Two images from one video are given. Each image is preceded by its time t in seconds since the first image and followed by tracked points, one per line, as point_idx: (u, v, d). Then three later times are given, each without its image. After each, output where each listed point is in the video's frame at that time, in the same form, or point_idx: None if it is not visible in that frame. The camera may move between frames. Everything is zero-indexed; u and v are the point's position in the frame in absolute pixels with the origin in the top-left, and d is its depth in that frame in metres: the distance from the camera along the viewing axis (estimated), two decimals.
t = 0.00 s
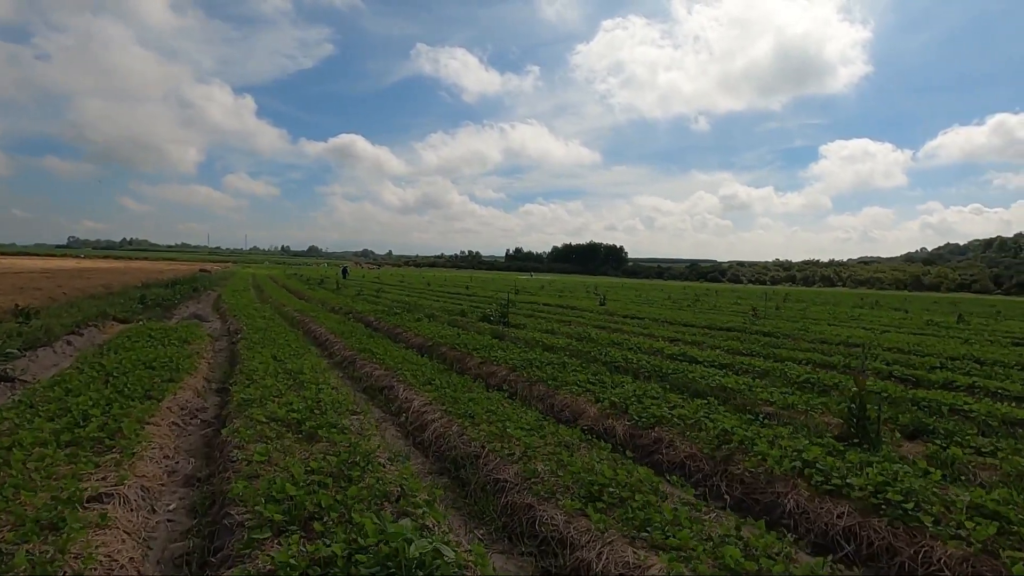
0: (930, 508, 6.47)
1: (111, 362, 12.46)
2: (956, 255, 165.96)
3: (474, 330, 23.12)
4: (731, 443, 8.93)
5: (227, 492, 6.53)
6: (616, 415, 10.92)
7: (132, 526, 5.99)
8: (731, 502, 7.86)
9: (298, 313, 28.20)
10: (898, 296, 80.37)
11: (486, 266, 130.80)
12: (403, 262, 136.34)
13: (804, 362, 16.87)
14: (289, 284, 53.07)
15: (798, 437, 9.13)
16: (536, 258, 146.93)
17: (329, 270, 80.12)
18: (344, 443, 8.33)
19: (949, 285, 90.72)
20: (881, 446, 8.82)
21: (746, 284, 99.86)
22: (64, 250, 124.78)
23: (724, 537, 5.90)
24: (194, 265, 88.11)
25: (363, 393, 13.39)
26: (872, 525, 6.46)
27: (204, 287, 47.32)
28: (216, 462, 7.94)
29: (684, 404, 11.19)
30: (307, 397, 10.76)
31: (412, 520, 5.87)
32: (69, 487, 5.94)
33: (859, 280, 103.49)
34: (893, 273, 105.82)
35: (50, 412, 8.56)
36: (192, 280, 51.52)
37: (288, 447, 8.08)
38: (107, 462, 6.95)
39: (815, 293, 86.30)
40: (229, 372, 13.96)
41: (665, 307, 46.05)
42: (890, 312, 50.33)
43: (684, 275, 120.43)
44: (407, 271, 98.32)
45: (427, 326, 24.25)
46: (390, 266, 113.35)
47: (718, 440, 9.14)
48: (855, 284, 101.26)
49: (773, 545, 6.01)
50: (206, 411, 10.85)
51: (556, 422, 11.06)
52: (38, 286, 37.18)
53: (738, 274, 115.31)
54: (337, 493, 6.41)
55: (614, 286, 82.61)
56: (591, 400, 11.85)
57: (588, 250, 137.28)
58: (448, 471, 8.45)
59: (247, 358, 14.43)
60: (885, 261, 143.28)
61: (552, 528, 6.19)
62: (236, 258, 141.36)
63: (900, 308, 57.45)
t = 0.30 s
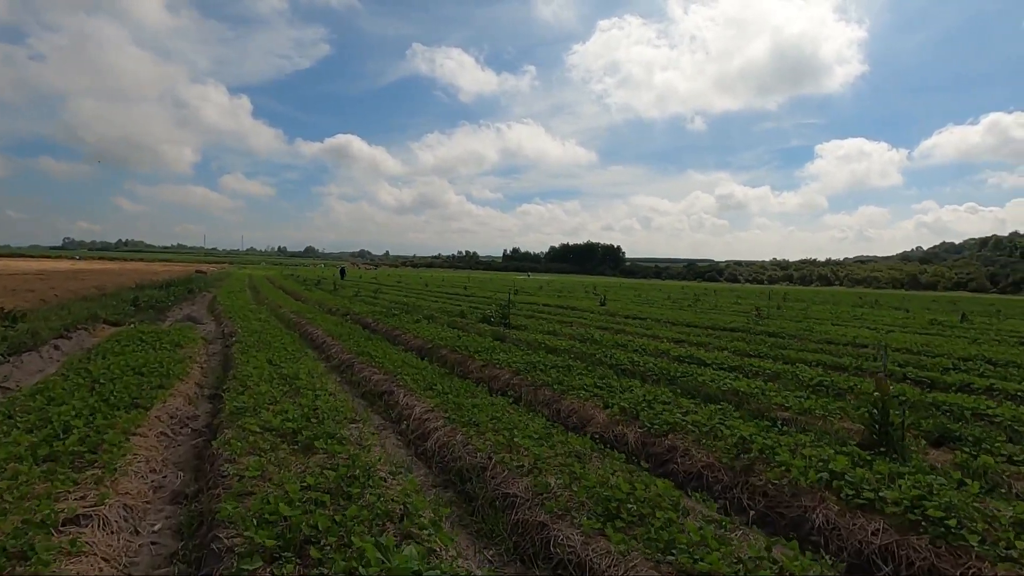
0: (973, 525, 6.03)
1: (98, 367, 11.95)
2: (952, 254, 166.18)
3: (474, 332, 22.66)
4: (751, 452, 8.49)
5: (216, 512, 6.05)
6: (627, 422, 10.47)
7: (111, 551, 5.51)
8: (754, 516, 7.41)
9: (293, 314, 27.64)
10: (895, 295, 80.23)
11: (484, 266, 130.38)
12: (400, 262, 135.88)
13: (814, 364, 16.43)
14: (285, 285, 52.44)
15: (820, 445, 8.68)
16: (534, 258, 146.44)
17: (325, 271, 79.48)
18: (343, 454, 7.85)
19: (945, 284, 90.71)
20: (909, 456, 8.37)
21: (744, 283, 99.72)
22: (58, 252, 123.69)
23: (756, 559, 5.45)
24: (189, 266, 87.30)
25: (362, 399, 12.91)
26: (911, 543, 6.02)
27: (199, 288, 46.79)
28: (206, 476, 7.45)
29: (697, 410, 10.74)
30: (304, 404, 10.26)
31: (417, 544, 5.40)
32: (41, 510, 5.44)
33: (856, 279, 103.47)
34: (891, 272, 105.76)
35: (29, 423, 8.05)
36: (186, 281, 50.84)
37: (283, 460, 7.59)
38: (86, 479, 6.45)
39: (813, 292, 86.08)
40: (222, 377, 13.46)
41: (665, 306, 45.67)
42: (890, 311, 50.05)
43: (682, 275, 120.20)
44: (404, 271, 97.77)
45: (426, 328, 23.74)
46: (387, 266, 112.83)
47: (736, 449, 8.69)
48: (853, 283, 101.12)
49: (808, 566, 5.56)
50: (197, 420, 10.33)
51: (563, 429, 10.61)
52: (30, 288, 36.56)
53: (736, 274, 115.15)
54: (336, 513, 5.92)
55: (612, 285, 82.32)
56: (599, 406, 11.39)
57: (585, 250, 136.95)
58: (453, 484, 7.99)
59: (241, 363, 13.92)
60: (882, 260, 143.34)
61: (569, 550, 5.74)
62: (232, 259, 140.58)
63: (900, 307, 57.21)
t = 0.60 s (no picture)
0: (1013, 544, 5.70)
1: (85, 372, 11.49)
2: (947, 253, 166.90)
3: (473, 333, 22.29)
4: (769, 462, 8.13)
5: (207, 533, 5.64)
6: (636, 428, 10.11)
7: None
8: (775, 530, 7.07)
9: (289, 315, 27.16)
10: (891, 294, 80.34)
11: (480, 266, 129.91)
12: (396, 261, 135.36)
13: (822, 366, 16.11)
14: (280, 285, 51.87)
15: (840, 454, 8.35)
16: (530, 258, 146.08)
17: (321, 270, 78.87)
18: (342, 466, 7.45)
19: (940, 283, 90.91)
20: (932, 467, 8.05)
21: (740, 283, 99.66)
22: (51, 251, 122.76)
23: None
24: (182, 266, 86.55)
25: (360, 404, 12.53)
26: (947, 563, 5.68)
27: (192, 288, 46.20)
28: (197, 491, 7.04)
29: (708, 416, 10.40)
30: (300, 412, 9.86)
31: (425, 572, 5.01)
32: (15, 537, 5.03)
33: (851, 278, 103.64)
34: (886, 271, 105.96)
35: (9, 434, 7.62)
36: (179, 281, 50.20)
37: (278, 473, 7.18)
38: (67, 497, 6.04)
39: (810, 291, 86.08)
40: (216, 382, 13.03)
41: (663, 306, 45.38)
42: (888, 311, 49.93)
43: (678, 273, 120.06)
44: (400, 270, 97.22)
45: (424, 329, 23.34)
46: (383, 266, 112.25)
47: (753, 458, 8.34)
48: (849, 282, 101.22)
49: None
50: (188, 428, 9.92)
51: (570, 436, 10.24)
52: (19, 288, 35.93)
53: (732, 273, 115.16)
54: (336, 534, 5.54)
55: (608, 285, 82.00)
56: (606, 412, 11.04)
57: (582, 249, 136.72)
58: (458, 497, 7.61)
59: (235, 367, 13.48)
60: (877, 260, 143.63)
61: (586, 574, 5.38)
62: (226, 258, 139.67)
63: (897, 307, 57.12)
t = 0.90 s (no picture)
0: None
1: (77, 372, 11.12)
2: (946, 252, 166.88)
3: (475, 331, 21.95)
4: (791, 465, 7.81)
5: (203, 545, 5.30)
6: (649, 430, 9.78)
7: None
8: (800, 539, 6.74)
9: (287, 313, 26.77)
10: (891, 293, 80.21)
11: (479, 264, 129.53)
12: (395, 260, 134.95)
13: (833, 366, 15.79)
14: (277, 283, 51.38)
15: (863, 457, 8.03)
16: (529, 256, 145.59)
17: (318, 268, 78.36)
18: (346, 470, 7.10)
19: (938, 281, 90.84)
20: (960, 471, 7.75)
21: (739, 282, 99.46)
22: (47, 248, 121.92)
23: None
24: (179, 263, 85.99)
25: (362, 404, 12.18)
26: None
27: (190, 286, 45.76)
28: (193, 497, 6.70)
29: (722, 417, 10.08)
30: (300, 414, 9.50)
31: None
32: None
33: (850, 276, 103.54)
34: (886, 270, 105.85)
35: None
36: (176, 279, 49.73)
37: (279, 479, 6.83)
38: (54, 506, 5.68)
39: (809, 289, 85.83)
40: (214, 381, 12.67)
41: (664, 305, 45.08)
42: (889, 309, 49.70)
43: (677, 272, 119.83)
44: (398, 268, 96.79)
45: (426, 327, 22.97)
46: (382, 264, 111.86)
47: (774, 461, 8.01)
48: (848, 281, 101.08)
49: None
50: (185, 430, 9.56)
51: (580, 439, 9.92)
52: (14, 285, 35.48)
53: (731, 271, 115.00)
54: (342, 547, 5.20)
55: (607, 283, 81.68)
56: (617, 412, 10.71)
57: (580, 248, 136.43)
58: (467, 503, 7.27)
59: (233, 366, 13.10)
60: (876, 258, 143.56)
61: None
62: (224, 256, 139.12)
63: (898, 305, 56.89)
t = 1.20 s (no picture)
0: None
1: (71, 378, 10.69)
2: (946, 251, 166.69)
3: (480, 333, 21.54)
4: (823, 476, 7.42)
5: (203, 570, 4.89)
6: (669, 438, 9.38)
7: None
8: (838, 556, 6.35)
9: (287, 315, 26.33)
10: (892, 292, 79.99)
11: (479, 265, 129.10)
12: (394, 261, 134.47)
13: (850, 368, 15.39)
14: (277, 284, 51.21)
15: (899, 467, 7.63)
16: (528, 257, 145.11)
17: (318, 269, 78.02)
18: (355, 483, 6.69)
19: (938, 281, 90.63)
20: (1001, 482, 7.36)
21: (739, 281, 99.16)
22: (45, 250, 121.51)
23: None
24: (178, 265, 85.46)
25: (367, 410, 11.77)
26: None
27: (189, 288, 45.33)
28: (192, 514, 6.29)
29: (743, 423, 9.68)
30: (304, 421, 9.08)
31: None
32: None
33: (850, 275, 103.32)
34: (886, 269, 105.58)
35: None
36: (175, 280, 49.27)
37: (284, 493, 6.42)
38: (42, 527, 5.28)
39: (810, 289, 85.43)
40: (214, 387, 12.25)
41: (667, 305, 44.69)
42: (892, 309, 49.35)
43: (677, 272, 119.45)
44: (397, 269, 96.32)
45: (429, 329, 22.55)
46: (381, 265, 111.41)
47: (804, 470, 7.62)
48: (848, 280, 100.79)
49: None
50: (184, 438, 9.14)
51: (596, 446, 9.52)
52: (11, 288, 35.00)
53: (731, 272, 114.63)
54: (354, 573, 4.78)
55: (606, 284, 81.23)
56: (634, 419, 10.31)
57: (580, 248, 136.09)
58: (484, 518, 6.88)
59: (234, 371, 12.69)
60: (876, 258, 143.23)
61: None
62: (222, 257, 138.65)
63: (900, 305, 56.56)
